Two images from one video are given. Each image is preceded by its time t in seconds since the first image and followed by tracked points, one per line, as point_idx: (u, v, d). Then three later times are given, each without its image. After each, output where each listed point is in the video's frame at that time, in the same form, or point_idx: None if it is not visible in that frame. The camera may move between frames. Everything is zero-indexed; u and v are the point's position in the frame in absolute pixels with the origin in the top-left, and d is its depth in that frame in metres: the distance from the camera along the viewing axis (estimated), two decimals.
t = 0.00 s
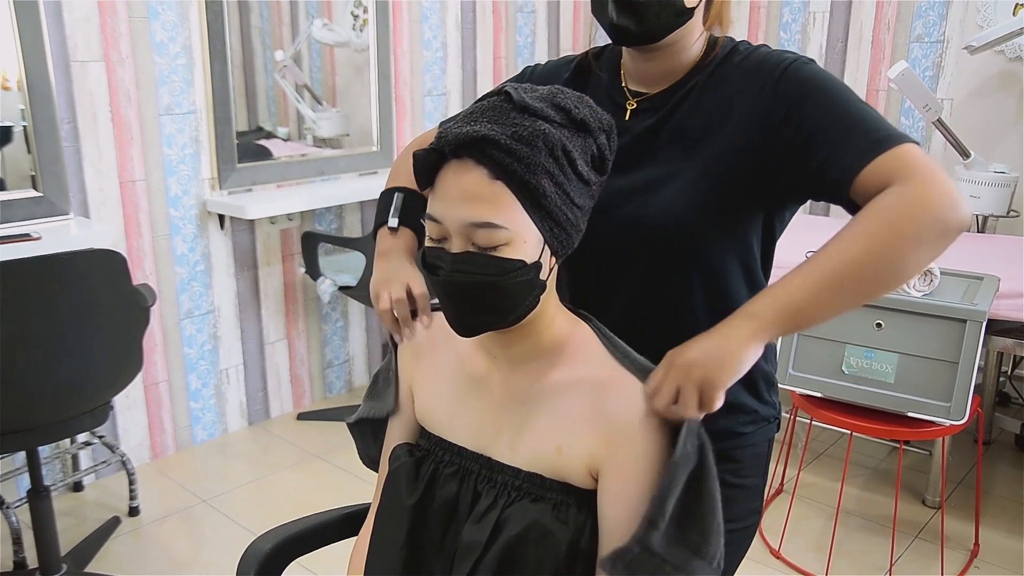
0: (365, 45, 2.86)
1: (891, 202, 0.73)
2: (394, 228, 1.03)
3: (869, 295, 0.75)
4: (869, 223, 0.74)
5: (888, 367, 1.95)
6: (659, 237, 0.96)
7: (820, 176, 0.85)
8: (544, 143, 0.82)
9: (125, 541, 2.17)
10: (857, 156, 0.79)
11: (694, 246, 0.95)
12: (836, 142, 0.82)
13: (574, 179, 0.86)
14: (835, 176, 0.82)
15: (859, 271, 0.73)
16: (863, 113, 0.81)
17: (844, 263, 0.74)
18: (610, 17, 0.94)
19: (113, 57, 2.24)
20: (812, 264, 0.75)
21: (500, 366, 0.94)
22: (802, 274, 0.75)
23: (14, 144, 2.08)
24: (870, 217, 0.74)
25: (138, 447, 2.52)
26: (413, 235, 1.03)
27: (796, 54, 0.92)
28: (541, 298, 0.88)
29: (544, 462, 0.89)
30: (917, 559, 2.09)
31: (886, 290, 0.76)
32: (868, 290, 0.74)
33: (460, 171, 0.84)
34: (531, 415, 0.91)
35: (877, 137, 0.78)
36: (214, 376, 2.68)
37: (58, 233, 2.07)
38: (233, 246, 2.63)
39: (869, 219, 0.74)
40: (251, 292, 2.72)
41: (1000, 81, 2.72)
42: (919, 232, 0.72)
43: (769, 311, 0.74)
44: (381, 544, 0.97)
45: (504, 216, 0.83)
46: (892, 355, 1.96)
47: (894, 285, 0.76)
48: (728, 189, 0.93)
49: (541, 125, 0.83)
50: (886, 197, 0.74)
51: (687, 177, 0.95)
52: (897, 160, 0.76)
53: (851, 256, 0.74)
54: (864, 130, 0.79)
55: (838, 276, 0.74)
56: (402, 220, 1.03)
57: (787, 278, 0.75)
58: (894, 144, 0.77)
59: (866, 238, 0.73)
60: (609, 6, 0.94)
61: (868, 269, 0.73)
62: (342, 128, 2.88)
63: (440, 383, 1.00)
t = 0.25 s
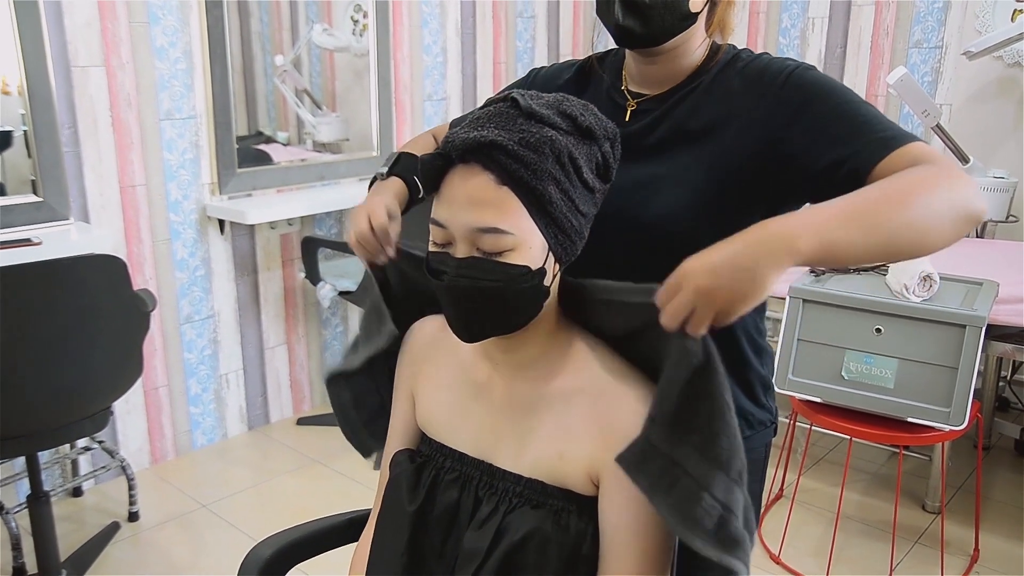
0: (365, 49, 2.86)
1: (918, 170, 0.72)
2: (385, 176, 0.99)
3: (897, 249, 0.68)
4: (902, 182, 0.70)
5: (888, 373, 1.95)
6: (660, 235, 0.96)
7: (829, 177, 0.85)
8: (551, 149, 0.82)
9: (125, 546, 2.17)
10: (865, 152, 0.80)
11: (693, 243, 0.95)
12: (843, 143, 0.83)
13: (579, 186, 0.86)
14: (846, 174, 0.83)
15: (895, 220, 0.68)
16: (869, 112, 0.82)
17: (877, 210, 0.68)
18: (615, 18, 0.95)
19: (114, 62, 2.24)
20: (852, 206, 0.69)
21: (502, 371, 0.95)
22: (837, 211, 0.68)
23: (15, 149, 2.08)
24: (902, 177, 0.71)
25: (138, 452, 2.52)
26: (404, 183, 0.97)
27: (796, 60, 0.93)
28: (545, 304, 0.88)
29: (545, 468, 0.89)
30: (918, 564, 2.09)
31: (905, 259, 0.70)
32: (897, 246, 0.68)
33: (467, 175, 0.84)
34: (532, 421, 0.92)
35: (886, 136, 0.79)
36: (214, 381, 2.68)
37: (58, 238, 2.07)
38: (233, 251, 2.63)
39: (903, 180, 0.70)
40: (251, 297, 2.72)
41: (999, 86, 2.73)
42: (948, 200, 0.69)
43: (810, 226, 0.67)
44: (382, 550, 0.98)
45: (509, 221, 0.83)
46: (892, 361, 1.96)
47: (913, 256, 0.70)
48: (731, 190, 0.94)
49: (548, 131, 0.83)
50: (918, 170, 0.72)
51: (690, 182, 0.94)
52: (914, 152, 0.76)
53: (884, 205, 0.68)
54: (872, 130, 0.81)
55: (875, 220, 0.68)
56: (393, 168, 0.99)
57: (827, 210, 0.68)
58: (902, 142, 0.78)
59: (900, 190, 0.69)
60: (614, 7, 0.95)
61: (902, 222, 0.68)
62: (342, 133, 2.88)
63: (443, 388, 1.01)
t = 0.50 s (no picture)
0: (364, 54, 2.87)
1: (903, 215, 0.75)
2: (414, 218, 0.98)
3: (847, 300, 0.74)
4: (864, 235, 0.74)
5: (887, 377, 1.96)
6: (651, 245, 0.97)
7: (812, 201, 0.86)
8: (552, 157, 0.83)
9: (123, 551, 2.16)
10: (847, 191, 0.81)
11: (681, 255, 0.97)
12: (830, 173, 0.83)
13: (580, 193, 0.86)
14: (826, 204, 0.84)
15: (847, 273, 0.73)
16: (860, 143, 0.82)
17: (831, 264, 0.73)
18: (610, 22, 0.94)
19: (113, 67, 2.24)
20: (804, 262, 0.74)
21: (502, 377, 0.95)
22: (790, 270, 0.74)
23: (14, 153, 2.08)
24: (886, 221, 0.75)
25: (136, 457, 2.52)
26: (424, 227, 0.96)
27: (791, 75, 0.92)
28: (545, 309, 0.89)
29: (544, 473, 0.89)
30: (916, 568, 2.09)
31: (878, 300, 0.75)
32: (848, 299, 0.73)
33: (468, 184, 0.84)
34: (532, 426, 0.92)
35: (873, 172, 0.80)
36: (213, 385, 2.68)
37: (58, 242, 2.07)
38: (232, 255, 2.63)
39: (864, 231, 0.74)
40: (250, 301, 2.72)
41: (996, 91, 2.74)
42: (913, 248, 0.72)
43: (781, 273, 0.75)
44: (383, 555, 0.98)
45: (510, 229, 0.83)
46: (891, 365, 1.96)
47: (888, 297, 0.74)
48: (717, 206, 0.95)
49: (549, 139, 0.83)
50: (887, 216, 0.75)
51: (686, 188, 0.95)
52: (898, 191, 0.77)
53: (839, 260, 0.73)
54: (863, 160, 0.81)
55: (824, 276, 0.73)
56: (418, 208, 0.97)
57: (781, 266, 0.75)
58: (891, 181, 0.79)
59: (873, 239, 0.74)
60: (609, 11, 0.94)
61: (855, 276, 0.73)
62: (341, 137, 2.89)
63: (444, 392, 1.01)
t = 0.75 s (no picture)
0: (362, 58, 2.87)
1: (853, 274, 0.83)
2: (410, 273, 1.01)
3: (800, 349, 0.86)
4: (817, 290, 0.84)
5: (886, 382, 1.96)
6: (647, 261, 0.97)
7: (794, 227, 0.88)
8: (549, 165, 0.83)
9: (121, 556, 2.16)
10: (823, 227, 0.84)
11: (675, 275, 0.97)
12: (811, 203, 0.86)
13: (577, 200, 0.87)
14: (803, 234, 0.87)
15: (800, 335, 0.85)
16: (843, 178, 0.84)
17: (783, 320, 0.85)
18: (604, 33, 0.95)
19: (112, 72, 2.25)
20: (759, 315, 0.86)
21: (499, 384, 0.95)
22: (747, 322, 0.87)
23: (13, 157, 2.08)
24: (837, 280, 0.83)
25: (135, 461, 2.52)
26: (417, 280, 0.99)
27: (782, 90, 0.93)
28: (540, 316, 0.89)
29: (541, 480, 0.90)
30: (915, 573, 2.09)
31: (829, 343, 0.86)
32: (802, 348, 0.85)
33: (466, 191, 0.85)
34: (529, 433, 0.92)
35: (851, 211, 0.83)
36: (211, 390, 2.67)
37: (56, 247, 2.07)
38: (231, 260, 2.63)
39: (815, 286, 0.84)
40: (249, 306, 2.72)
41: (993, 96, 2.74)
42: (858, 307, 0.81)
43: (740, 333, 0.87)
44: (381, 561, 0.98)
45: (507, 236, 0.83)
46: (889, 370, 1.97)
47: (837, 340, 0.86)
48: (714, 224, 0.95)
49: (546, 146, 0.83)
50: (840, 270, 0.83)
51: (685, 202, 0.95)
52: (860, 237, 0.83)
53: (792, 316, 0.84)
54: (842, 196, 0.84)
55: (776, 331, 0.85)
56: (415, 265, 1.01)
57: (739, 317, 0.88)
58: (865, 227, 0.83)
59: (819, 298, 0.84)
60: (602, 23, 0.95)
61: (805, 330, 0.84)
62: (340, 141, 2.89)
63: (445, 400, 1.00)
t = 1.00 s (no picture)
0: (363, 64, 2.88)
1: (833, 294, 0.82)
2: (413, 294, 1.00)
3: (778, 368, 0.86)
4: (797, 309, 0.84)
5: (885, 387, 1.96)
6: (641, 270, 0.97)
7: (779, 237, 0.88)
8: (542, 171, 0.83)
9: (122, 562, 2.16)
10: (808, 238, 0.84)
11: (670, 286, 0.97)
12: (795, 214, 0.86)
13: (570, 208, 0.87)
14: (787, 245, 0.87)
15: (779, 353, 0.85)
16: (824, 189, 0.85)
17: (762, 338, 0.85)
18: (600, 44, 0.97)
19: (113, 79, 2.25)
20: (739, 332, 0.87)
21: (497, 391, 0.96)
22: (727, 339, 0.87)
23: (14, 164, 2.09)
24: (816, 301, 0.83)
25: (136, 467, 2.52)
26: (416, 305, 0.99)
27: (773, 97, 0.94)
28: (534, 324, 0.89)
29: (539, 487, 0.90)
30: None
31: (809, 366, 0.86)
32: (780, 367, 0.86)
33: (459, 198, 0.85)
34: (526, 442, 0.92)
35: (835, 221, 0.83)
36: (212, 396, 2.68)
37: (57, 254, 2.08)
38: (231, 266, 2.63)
39: (796, 305, 0.84)
40: (250, 312, 2.72)
41: (993, 100, 2.75)
42: (835, 328, 0.82)
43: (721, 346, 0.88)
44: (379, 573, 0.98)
45: (500, 244, 0.84)
46: (889, 375, 1.97)
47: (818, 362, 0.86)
48: (704, 234, 0.95)
49: (539, 153, 0.84)
50: (821, 289, 0.84)
51: (679, 212, 0.95)
52: (843, 256, 0.83)
53: (771, 335, 0.85)
54: (827, 207, 0.84)
55: (754, 349, 0.86)
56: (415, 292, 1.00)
57: (721, 334, 0.88)
58: (849, 239, 0.83)
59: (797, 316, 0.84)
60: (598, 33, 0.97)
61: (783, 349, 0.85)
62: (341, 147, 2.90)
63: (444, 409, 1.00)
